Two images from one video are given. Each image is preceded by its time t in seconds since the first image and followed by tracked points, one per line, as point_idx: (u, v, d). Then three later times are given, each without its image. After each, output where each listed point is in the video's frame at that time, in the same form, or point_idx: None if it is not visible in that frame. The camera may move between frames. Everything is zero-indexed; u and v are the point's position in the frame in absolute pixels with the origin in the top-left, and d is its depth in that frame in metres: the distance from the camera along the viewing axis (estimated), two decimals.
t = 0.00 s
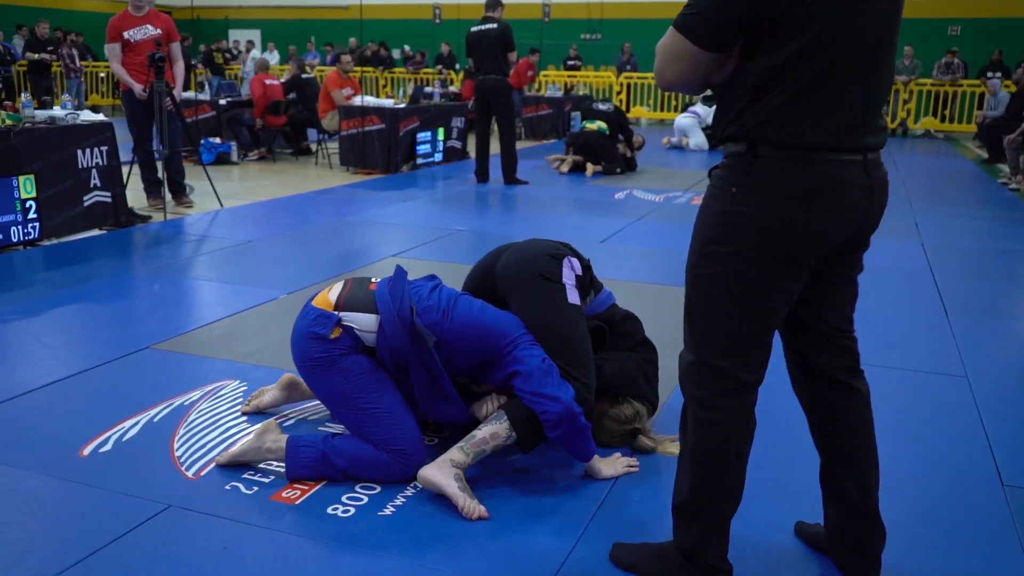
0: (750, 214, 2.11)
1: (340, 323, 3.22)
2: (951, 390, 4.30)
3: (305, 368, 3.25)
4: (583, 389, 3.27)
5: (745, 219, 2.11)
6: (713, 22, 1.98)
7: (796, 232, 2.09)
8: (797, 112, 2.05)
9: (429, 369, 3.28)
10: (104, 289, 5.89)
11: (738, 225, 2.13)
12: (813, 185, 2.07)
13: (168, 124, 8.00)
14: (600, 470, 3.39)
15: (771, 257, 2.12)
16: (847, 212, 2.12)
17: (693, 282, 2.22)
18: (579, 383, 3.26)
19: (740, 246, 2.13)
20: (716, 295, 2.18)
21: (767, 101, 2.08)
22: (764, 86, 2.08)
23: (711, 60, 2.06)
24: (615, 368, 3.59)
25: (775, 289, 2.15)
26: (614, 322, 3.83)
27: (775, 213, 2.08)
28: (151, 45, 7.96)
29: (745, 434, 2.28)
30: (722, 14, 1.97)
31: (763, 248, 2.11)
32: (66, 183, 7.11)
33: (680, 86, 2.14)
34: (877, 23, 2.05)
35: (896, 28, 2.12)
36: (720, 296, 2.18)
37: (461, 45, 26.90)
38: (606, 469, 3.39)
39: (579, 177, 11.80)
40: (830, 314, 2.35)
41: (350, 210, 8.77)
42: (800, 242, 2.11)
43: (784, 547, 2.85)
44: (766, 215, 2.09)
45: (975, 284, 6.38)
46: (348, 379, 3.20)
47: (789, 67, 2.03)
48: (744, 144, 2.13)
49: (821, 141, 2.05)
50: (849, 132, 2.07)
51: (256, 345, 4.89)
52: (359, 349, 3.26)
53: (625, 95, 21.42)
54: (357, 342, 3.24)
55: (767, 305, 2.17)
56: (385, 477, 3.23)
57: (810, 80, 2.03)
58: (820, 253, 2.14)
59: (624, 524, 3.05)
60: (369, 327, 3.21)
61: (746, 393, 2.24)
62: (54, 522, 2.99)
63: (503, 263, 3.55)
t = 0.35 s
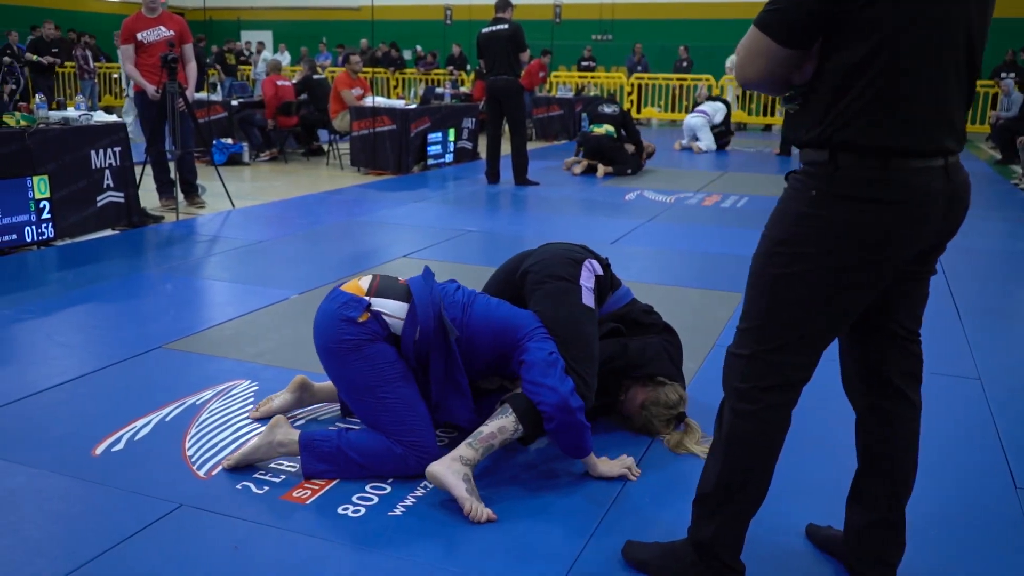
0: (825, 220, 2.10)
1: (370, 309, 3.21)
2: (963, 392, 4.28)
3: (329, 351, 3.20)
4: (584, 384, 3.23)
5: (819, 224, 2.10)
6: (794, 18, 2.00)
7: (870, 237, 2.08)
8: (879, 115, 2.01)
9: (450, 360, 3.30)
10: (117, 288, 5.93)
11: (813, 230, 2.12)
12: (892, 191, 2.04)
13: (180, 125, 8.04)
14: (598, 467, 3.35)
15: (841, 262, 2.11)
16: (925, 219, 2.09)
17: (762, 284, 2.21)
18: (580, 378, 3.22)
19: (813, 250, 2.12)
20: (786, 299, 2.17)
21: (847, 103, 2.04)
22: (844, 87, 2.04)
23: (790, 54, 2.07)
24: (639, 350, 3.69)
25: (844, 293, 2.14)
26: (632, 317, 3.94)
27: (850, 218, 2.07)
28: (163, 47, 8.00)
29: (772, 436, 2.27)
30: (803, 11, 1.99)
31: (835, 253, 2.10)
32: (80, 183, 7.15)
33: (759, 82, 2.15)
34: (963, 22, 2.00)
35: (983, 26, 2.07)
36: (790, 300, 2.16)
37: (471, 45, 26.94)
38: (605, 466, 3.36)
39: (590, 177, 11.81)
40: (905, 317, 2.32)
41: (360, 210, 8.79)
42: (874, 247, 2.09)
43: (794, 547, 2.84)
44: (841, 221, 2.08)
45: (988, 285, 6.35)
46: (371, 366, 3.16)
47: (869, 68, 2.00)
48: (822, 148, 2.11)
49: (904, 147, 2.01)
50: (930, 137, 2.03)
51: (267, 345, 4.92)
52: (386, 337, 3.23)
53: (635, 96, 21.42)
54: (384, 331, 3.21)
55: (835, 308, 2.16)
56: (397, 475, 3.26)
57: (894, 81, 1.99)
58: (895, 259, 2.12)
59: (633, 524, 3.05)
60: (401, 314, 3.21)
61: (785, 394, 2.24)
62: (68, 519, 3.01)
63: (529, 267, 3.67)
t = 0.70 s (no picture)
0: (839, 218, 2.11)
1: (397, 305, 3.19)
2: (977, 394, 4.24)
3: (351, 345, 3.16)
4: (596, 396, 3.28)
5: (833, 221, 2.11)
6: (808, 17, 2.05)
7: (884, 236, 2.06)
8: (893, 113, 2.00)
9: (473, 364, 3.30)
10: (130, 287, 5.96)
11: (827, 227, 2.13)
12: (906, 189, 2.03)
13: (193, 125, 8.08)
14: (610, 461, 3.41)
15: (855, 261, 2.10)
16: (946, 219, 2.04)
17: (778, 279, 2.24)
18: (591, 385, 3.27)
19: (825, 247, 2.13)
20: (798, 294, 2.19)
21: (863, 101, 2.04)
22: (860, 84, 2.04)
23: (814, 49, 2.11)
24: (663, 357, 3.67)
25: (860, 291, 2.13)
26: (652, 322, 3.90)
27: (864, 217, 2.07)
28: (176, 47, 8.03)
29: (788, 437, 2.27)
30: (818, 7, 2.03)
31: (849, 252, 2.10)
32: (93, 183, 7.19)
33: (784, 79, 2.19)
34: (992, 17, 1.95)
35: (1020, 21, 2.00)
36: (803, 296, 2.18)
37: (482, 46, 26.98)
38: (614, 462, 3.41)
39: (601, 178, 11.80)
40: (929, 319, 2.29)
41: (371, 210, 8.81)
42: (888, 246, 2.07)
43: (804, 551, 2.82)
44: (854, 218, 2.08)
45: (1003, 287, 6.30)
46: (392, 363, 3.12)
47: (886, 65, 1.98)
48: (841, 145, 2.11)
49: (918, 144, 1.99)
50: (950, 135, 1.99)
51: (279, 344, 4.93)
52: (411, 335, 3.21)
53: (646, 96, 21.39)
54: (411, 329, 3.19)
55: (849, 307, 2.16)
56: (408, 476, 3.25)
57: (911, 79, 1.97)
58: (912, 259, 2.09)
59: (642, 524, 3.04)
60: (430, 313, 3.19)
61: (802, 397, 2.23)
62: (81, 517, 3.03)
63: (555, 272, 3.71)
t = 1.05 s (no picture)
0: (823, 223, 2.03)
1: (390, 309, 3.19)
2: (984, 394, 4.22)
3: (344, 349, 3.18)
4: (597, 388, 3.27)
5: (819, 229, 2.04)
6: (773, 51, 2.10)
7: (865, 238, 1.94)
8: (860, 121, 1.93)
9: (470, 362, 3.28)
10: (136, 287, 5.98)
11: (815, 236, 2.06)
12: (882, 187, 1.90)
13: (200, 125, 8.11)
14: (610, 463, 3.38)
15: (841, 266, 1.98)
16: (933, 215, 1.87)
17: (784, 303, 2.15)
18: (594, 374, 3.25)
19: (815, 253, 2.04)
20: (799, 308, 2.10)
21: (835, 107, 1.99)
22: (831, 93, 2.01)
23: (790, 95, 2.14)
24: (666, 349, 3.68)
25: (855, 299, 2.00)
26: (653, 321, 3.88)
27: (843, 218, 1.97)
28: (183, 48, 8.06)
29: (832, 447, 2.12)
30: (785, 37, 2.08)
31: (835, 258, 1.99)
32: (100, 183, 7.22)
33: (753, 147, 2.22)
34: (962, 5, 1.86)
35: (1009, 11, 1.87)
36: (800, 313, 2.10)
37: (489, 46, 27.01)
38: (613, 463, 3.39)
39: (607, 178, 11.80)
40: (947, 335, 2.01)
41: (377, 210, 8.83)
42: (875, 248, 1.93)
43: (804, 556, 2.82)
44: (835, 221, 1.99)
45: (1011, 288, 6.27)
46: (385, 365, 3.13)
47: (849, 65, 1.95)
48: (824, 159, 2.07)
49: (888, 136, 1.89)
50: (921, 130, 1.86)
51: (284, 344, 4.95)
52: (404, 338, 3.21)
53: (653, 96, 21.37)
54: (403, 331, 3.20)
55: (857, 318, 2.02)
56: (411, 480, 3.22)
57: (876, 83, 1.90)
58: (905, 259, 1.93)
59: (645, 525, 3.03)
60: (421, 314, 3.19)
61: (826, 420, 2.10)
62: (87, 516, 3.04)
63: (562, 267, 3.72)
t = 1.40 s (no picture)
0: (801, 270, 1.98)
1: (399, 319, 3.17)
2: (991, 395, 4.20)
3: (353, 357, 3.18)
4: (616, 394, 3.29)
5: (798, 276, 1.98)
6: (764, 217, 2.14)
7: (839, 278, 1.86)
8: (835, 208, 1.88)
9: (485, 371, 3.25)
10: (141, 287, 5.98)
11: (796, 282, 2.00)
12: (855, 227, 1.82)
13: (205, 125, 8.12)
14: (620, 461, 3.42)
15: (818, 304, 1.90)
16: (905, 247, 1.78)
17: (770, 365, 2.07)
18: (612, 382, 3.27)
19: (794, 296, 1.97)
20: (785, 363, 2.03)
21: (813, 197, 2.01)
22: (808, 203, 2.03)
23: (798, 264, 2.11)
24: (676, 352, 3.66)
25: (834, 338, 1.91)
26: (659, 326, 3.86)
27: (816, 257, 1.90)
28: (189, 48, 8.07)
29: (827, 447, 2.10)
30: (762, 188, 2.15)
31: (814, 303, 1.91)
32: (106, 183, 7.23)
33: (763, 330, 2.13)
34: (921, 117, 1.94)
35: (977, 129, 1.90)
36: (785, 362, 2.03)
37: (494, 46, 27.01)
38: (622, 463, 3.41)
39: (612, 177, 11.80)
40: (966, 369, 1.90)
41: (382, 210, 8.83)
42: (849, 286, 1.85)
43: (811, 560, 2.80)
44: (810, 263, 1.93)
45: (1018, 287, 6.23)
46: (390, 376, 3.12)
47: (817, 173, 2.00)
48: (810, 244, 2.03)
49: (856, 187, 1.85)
50: (895, 179, 1.82)
51: (289, 344, 4.94)
52: (413, 346, 3.20)
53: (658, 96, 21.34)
54: (413, 340, 3.17)
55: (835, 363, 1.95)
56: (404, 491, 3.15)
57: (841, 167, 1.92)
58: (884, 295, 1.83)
59: (650, 527, 3.02)
60: (432, 323, 3.13)
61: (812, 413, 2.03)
62: (92, 515, 3.05)
63: (576, 271, 3.71)
